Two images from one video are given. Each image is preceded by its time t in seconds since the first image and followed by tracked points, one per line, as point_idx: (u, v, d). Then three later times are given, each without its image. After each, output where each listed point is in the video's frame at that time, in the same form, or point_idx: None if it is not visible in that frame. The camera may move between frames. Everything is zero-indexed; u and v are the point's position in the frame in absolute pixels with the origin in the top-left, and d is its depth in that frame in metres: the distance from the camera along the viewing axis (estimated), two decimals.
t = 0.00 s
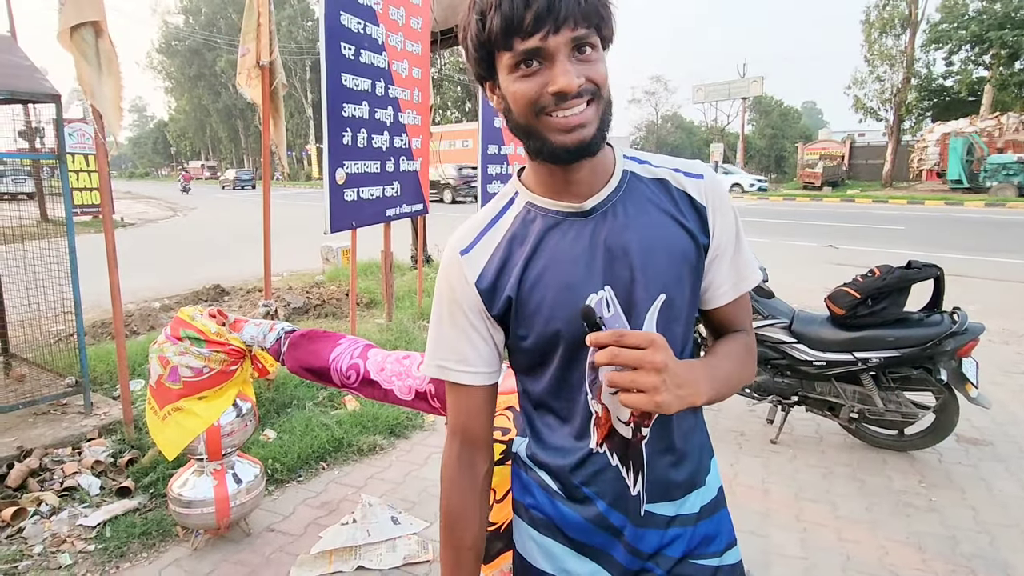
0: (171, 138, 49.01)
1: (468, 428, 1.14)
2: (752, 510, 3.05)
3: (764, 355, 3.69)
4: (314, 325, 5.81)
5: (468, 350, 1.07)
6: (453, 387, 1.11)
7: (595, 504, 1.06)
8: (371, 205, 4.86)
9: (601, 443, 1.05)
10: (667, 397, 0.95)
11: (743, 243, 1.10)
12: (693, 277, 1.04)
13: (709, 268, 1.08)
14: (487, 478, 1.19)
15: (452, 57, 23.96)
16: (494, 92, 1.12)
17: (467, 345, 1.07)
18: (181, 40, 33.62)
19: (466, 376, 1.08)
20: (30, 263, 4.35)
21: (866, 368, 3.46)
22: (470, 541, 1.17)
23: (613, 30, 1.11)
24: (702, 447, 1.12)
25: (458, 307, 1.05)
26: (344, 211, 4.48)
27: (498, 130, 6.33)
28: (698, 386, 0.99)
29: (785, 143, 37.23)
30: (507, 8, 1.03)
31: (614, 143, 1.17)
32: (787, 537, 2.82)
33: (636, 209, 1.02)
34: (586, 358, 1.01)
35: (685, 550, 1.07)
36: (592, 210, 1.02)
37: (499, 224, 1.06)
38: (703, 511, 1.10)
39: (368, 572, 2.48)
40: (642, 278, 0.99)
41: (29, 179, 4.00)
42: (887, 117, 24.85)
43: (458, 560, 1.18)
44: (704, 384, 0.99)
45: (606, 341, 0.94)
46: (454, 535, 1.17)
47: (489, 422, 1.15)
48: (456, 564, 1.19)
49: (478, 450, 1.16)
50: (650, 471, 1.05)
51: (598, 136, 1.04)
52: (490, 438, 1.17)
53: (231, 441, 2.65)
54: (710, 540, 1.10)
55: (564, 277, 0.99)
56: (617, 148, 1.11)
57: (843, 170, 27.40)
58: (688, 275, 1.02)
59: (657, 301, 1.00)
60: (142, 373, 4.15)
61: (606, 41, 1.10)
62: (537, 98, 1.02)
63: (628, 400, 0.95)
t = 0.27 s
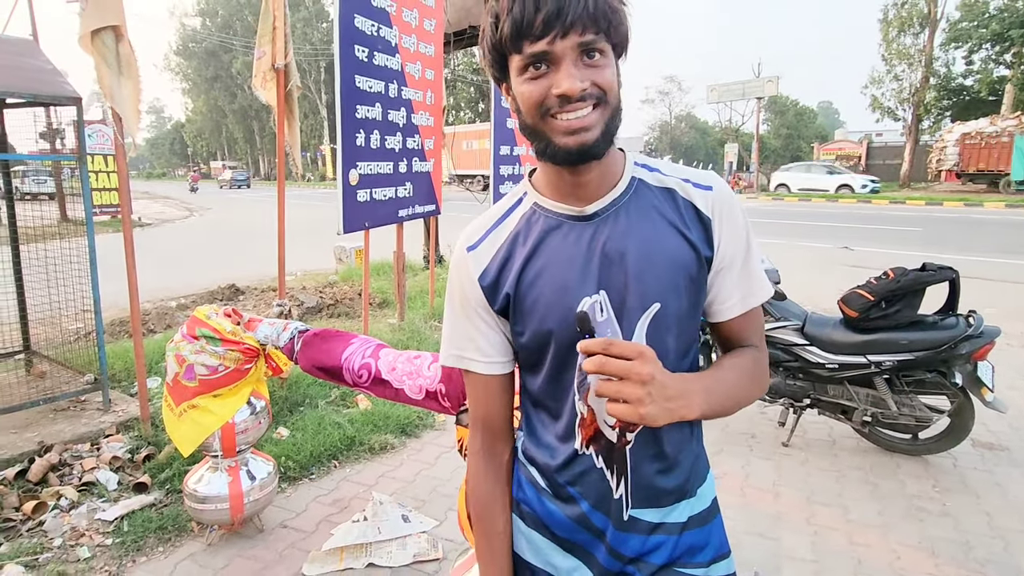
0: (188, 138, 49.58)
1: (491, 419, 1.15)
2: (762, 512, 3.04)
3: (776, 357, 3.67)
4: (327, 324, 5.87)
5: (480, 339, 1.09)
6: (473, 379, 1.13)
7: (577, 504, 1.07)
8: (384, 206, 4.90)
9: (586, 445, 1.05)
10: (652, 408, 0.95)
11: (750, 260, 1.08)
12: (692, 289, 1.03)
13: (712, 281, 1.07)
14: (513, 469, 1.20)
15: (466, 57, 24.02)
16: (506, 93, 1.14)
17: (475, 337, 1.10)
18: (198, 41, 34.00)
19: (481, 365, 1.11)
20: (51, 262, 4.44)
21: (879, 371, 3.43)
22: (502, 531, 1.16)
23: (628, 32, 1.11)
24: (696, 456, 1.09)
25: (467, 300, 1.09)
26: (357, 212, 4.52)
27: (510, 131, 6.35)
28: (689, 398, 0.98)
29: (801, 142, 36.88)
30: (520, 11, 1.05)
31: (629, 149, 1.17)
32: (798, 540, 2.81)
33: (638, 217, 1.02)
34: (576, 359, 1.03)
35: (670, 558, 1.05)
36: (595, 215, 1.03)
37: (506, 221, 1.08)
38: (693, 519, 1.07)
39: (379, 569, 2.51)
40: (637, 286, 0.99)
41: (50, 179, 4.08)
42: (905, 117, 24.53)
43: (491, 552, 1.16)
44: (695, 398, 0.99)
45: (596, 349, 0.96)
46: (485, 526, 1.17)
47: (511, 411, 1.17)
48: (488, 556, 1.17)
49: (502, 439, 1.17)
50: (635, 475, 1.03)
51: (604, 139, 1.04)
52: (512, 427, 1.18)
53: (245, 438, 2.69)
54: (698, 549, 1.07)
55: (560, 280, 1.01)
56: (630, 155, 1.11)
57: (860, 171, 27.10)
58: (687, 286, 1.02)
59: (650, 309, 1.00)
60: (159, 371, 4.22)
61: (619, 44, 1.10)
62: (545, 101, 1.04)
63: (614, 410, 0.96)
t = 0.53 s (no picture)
0: (206, 135, 50.11)
1: (480, 401, 1.23)
2: (771, 508, 3.05)
3: (788, 354, 3.66)
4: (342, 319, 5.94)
5: (480, 328, 1.15)
6: (469, 363, 1.19)
7: (577, 487, 1.08)
8: (397, 201, 4.94)
9: (588, 429, 1.07)
10: (628, 397, 0.98)
11: (749, 255, 1.09)
12: (692, 282, 1.04)
13: (710, 275, 1.08)
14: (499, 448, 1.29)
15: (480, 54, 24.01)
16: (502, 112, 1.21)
17: (478, 326, 1.15)
18: (215, 40, 34.34)
19: (478, 354, 1.17)
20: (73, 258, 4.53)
21: (892, 367, 3.41)
22: (481, 501, 1.28)
23: (591, 13, 1.10)
24: (692, 439, 1.12)
25: (471, 290, 1.13)
26: (371, 208, 4.57)
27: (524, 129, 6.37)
28: (669, 388, 1.00)
29: (818, 139, 36.40)
30: (472, 45, 1.11)
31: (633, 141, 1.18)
32: (807, 535, 2.82)
33: (638, 209, 1.04)
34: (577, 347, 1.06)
35: (667, 537, 1.07)
36: (597, 208, 1.05)
37: (510, 213, 1.11)
38: (689, 500, 1.10)
39: (391, 558, 2.56)
40: (635, 277, 1.01)
41: (72, 176, 4.17)
42: (926, 112, 24.13)
43: (469, 519, 1.29)
44: (674, 389, 1.01)
45: (579, 337, 0.99)
46: (468, 495, 1.28)
47: (502, 397, 1.24)
48: (467, 522, 1.29)
49: (492, 421, 1.26)
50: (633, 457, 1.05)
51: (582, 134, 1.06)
52: (502, 412, 1.26)
53: (261, 429, 2.75)
54: (694, 529, 1.10)
55: (562, 271, 1.04)
56: (631, 148, 1.12)
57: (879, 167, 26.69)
58: (686, 279, 1.03)
59: (647, 302, 1.02)
60: (177, 363, 4.31)
61: (583, 30, 1.09)
62: (516, 116, 1.08)
63: (592, 397, 1.00)
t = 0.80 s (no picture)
0: (222, 132, 50.64)
1: (471, 385, 1.34)
2: (772, 503, 3.09)
3: (792, 351, 3.69)
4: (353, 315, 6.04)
5: (470, 322, 1.25)
6: (460, 351, 1.30)
7: (557, 469, 1.16)
8: (407, 199, 5.02)
9: (568, 415, 1.14)
10: (603, 381, 1.04)
11: (726, 250, 1.14)
12: (667, 275, 1.10)
13: (688, 270, 1.14)
14: (489, 430, 1.40)
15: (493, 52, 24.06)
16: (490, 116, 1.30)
17: (469, 318, 1.25)
18: (231, 38, 34.67)
19: (469, 342, 1.27)
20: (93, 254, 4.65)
21: (895, 365, 3.42)
22: (471, 478, 1.40)
23: (570, 26, 1.17)
24: (672, 430, 1.16)
25: (462, 285, 1.23)
26: (381, 206, 4.65)
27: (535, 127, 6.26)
28: (645, 374, 1.06)
29: (834, 135, 36.02)
30: (459, 55, 1.22)
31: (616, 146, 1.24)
32: (807, 530, 2.85)
33: (614, 208, 1.11)
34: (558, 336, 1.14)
35: (644, 520, 1.12)
36: (574, 206, 1.13)
37: (497, 213, 1.20)
38: (665, 487, 1.15)
39: (397, 546, 2.64)
40: (610, 270, 1.09)
41: (92, 174, 4.29)
42: (945, 108, 23.82)
43: (460, 494, 1.40)
44: (651, 375, 1.06)
45: (556, 328, 1.07)
46: (460, 472, 1.40)
47: (492, 383, 1.35)
48: (459, 497, 1.41)
49: (482, 405, 1.37)
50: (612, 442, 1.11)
51: (555, 137, 1.14)
52: (492, 396, 1.37)
53: (272, 420, 2.84)
54: (671, 514, 1.14)
55: (541, 265, 1.12)
56: (612, 150, 1.19)
57: (896, 164, 26.38)
58: (660, 272, 1.10)
59: (622, 293, 1.09)
60: (193, 357, 4.42)
61: (561, 42, 1.17)
62: (496, 120, 1.18)
63: (571, 382, 1.06)
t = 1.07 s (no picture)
0: (233, 132, 51.07)
1: (467, 364, 1.41)
2: (766, 491, 3.13)
3: (790, 343, 3.72)
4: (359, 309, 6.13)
5: (462, 299, 1.32)
6: (455, 329, 1.37)
7: (532, 437, 1.26)
8: (411, 194, 5.09)
9: (543, 387, 1.23)
10: (559, 347, 1.12)
11: (701, 233, 1.18)
12: (642, 256, 1.15)
13: (664, 251, 1.17)
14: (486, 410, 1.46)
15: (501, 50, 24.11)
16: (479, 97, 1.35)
17: (462, 296, 1.32)
18: (242, 38, 34.96)
19: (462, 320, 1.34)
20: (105, 249, 4.77)
21: (891, 357, 3.45)
22: (470, 457, 1.44)
23: (560, 19, 1.22)
24: (648, 404, 1.21)
25: (453, 266, 1.30)
26: (384, 201, 4.73)
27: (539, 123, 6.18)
28: (606, 345, 1.12)
29: (846, 132, 35.72)
30: (452, 36, 1.26)
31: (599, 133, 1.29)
32: (799, 517, 2.89)
33: (592, 188, 1.16)
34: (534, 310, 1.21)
35: (614, 489, 1.20)
36: (555, 186, 1.18)
37: (484, 196, 1.26)
38: (638, 460, 1.21)
39: (396, 529, 2.71)
40: (585, 248, 1.13)
41: (104, 171, 4.40)
42: (958, 104, 23.56)
43: (460, 473, 1.45)
44: (610, 345, 1.12)
45: (520, 297, 1.15)
46: (459, 451, 1.45)
47: (486, 362, 1.41)
48: (459, 477, 1.45)
49: (478, 383, 1.43)
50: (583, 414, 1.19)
51: (536, 123, 1.18)
52: (487, 375, 1.43)
53: (275, 406, 2.93)
54: (642, 485, 1.21)
55: (521, 243, 1.18)
56: (595, 135, 1.23)
57: (908, 160, 26.13)
58: (636, 251, 1.14)
59: (597, 271, 1.14)
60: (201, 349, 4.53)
61: (550, 33, 1.21)
62: (483, 102, 1.23)
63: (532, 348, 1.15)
